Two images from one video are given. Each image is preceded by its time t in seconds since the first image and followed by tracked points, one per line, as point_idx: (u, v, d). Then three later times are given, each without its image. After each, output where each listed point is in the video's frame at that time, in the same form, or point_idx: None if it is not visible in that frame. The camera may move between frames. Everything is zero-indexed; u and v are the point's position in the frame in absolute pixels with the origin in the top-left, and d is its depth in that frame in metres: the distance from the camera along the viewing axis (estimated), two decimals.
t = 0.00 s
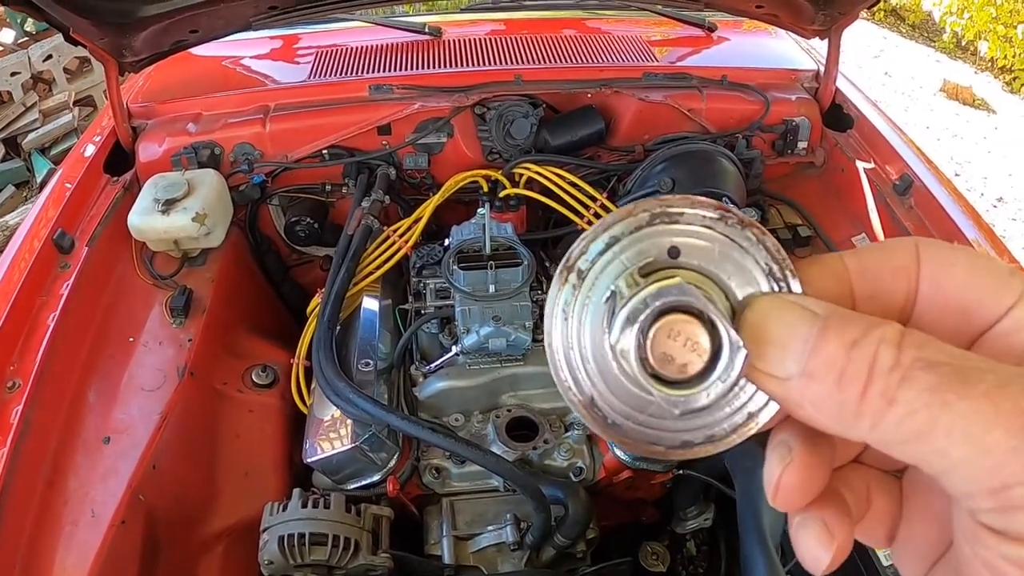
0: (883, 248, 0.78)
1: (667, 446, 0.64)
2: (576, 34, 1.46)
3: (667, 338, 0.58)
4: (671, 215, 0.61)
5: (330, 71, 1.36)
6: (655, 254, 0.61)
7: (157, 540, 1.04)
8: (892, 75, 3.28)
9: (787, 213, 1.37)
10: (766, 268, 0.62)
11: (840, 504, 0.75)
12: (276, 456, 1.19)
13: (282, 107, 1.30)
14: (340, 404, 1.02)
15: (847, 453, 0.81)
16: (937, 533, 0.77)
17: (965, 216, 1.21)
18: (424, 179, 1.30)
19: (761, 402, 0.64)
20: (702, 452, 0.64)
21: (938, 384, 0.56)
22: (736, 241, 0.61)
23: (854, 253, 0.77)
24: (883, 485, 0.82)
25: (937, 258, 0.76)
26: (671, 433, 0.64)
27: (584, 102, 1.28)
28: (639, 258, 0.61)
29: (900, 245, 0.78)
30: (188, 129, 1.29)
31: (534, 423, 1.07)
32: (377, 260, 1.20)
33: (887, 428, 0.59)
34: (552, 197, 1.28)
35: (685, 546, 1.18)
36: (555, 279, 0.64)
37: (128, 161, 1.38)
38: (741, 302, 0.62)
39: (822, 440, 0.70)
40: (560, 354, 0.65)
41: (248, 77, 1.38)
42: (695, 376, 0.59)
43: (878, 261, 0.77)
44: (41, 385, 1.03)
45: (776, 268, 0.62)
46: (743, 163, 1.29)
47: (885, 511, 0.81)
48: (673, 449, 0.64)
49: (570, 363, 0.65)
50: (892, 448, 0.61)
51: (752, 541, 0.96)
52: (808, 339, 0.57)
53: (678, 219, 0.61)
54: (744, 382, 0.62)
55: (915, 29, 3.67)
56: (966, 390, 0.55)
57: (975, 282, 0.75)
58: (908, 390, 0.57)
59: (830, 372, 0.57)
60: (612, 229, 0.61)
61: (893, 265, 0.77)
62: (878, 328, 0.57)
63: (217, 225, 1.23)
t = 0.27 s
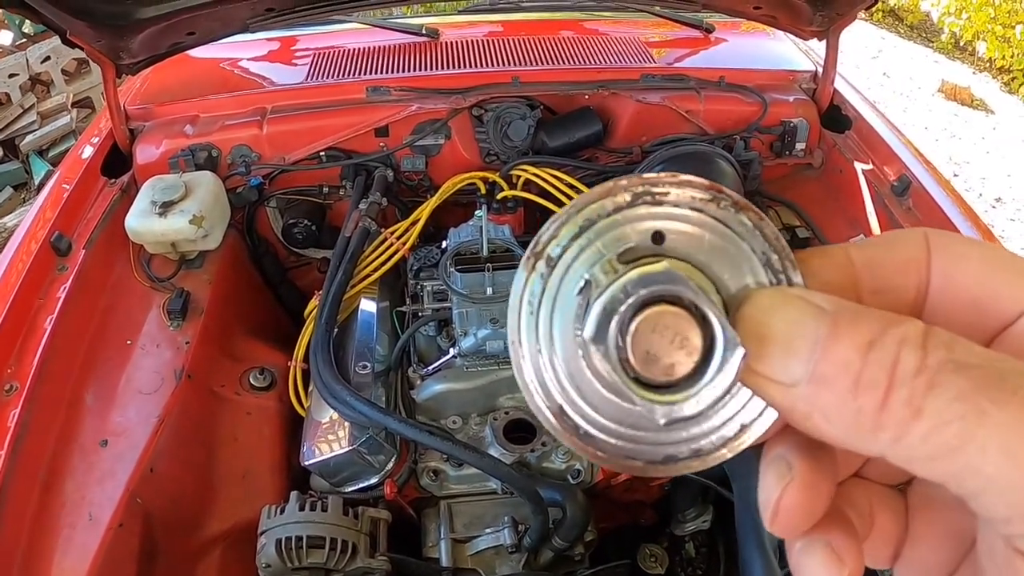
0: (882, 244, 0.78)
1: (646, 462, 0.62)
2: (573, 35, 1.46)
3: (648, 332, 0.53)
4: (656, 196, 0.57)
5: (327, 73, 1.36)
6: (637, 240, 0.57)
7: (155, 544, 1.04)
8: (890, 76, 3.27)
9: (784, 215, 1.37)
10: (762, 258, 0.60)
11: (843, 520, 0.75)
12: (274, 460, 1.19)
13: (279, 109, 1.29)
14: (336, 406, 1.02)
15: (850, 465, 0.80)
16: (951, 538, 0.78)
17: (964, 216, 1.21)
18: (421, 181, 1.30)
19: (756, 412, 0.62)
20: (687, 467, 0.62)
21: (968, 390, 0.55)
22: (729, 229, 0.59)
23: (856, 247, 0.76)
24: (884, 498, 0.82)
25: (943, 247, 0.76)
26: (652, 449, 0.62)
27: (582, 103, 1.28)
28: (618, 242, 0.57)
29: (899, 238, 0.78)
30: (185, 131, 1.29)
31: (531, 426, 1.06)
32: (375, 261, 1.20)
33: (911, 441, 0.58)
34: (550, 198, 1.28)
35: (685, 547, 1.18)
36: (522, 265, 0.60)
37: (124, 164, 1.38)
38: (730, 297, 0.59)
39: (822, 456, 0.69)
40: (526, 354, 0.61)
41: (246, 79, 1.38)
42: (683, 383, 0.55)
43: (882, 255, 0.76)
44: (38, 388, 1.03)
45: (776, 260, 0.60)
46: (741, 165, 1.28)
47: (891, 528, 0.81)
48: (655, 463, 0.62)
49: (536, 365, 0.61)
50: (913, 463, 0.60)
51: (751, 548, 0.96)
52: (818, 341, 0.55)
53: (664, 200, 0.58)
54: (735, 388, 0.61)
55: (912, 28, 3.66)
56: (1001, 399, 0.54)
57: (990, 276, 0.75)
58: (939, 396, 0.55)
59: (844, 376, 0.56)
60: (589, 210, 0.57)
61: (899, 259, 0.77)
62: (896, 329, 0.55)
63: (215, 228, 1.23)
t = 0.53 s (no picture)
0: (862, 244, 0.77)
1: (605, 470, 0.60)
2: (571, 35, 1.46)
3: (597, 327, 0.53)
4: (617, 192, 0.58)
5: (325, 74, 1.36)
6: (596, 237, 0.58)
7: (154, 545, 1.05)
8: (889, 75, 3.27)
9: (784, 214, 1.36)
10: (728, 256, 0.59)
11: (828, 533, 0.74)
12: (272, 462, 1.19)
13: (277, 109, 1.30)
14: (335, 406, 1.02)
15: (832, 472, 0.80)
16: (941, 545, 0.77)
17: (963, 216, 1.21)
18: (420, 181, 1.30)
19: (727, 418, 0.61)
20: (650, 476, 0.60)
21: (957, 397, 0.54)
22: (694, 224, 0.59)
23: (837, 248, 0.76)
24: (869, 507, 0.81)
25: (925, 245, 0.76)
26: (614, 456, 0.59)
27: (580, 103, 1.29)
28: (577, 239, 0.58)
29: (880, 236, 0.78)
30: (183, 132, 1.29)
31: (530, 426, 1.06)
32: (373, 262, 1.21)
33: (897, 447, 0.57)
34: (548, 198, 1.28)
35: (684, 547, 1.18)
36: (483, 263, 0.61)
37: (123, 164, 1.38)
38: (696, 295, 0.58)
39: (796, 470, 0.68)
40: (483, 353, 0.61)
41: (244, 80, 1.38)
42: (634, 380, 0.55)
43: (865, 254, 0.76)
44: (36, 389, 1.03)
45: (743, 259, 0.60)
46: (739, 164, 1.28)
47: (875, 537, 0.80)
48: (617, 471, 0.60)
49: (493, 365, 0.61)
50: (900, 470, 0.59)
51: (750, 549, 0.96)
52: (800, 337, 0.55)
53: (626, 196, 0.58)
54: (701, 391, 0.59)
55: (912, 28, 3.65)
56: (994, 407, 0.53)
57: (981, 274, 0.75)
58: (928, 399, 0.54)
59: (826, 376, 0.55)
60: (547, 209, 0.59)
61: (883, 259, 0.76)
62: (884, 327, 0.54)
63: (213, 228, 1.23)
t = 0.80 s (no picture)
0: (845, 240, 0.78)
1: (578, 472, 0.61)
2: (566, 34, 1.46)
3: (561, 331, 0.53)
4: (585, 187, 0.58)
5: (322, 73, 1.36)
6: (563, 236, 0.57)
7: (151, 547, 1.05)
8: (886, 71, 3.27)
9: (780, 211, 1.36)
10: (701, 252, 0.59)
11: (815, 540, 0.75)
12: (269, 463, 1.19)
13: (273, 109, 1.30)
14: (331, 406, 1.02)
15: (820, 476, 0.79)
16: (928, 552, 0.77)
17: (959, 212, 1.21)
18: (415, 180, 1.30)
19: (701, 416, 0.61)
20: (622, 478, 0.61)
21: (939, 403, 0.53)
22: (666, 218, 0.59)
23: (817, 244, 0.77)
24: (856, 510, 0.82)
25: (909, 238, 0.77)
26: (586, 459, 0.60)
27: (575, 101, 1.29)
28: (544, 237, 0.58)
29: (863, 233, 0.79)
30: (178, 133, 1.29)
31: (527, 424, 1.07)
32: (368, 261, 1.21)
33: (879, 454, 0.57)
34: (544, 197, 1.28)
35: (682, 546, 1.18)
36: (451, 261, 0.61)
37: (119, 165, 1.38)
38: (667, 291, 0.58)
39: (775, 476, 0.69)
40: (453, 355, 0.61)
41: (240, 80, 1.38)
42: (601, 384, 0.55)
43: (846, 252, 0.77)
44: (33, 391, 1.03)
45: (717, 255, 0.59)
46: (735, 161, 1.29)
47: (863, 540, 0.81)
48: (589, 473, 0.61)
49: (462, 366, 0.61)
50: (883, 478, 0.59)
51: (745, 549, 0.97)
52: (778, 339, 0.54)
53: (594, 193, 0.58)
54: (672, 391, 0.59)
55: (908, 24, 3.64)
56: (978, 413, 0.53)
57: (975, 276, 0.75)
58: (905, 406, 0.54)
59: (806, 381, 0.55)
60: (513, 205, 0.59)
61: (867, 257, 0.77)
62: (865, 330, 0.54)
63: (208, 230, 1.23)
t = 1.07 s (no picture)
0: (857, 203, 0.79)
1: (578, 447, 0.60)
2: (561, 30, 1.46)
3: (563, 294, 0.54)
4: (585, 147, 0.58)
5: (316, 71, 1.37)
6: (562, 199, 0.57)
7: (148, 547, 1.05)
8: (881, 67, 3.26)
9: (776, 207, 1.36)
10: (707, 214, 0.59)
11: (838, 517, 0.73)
12: (265, 462, 1.18)
13: (267, 107, 1.30)
14: (326, 405, 1.01)
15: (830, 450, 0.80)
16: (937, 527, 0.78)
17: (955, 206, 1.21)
18: (410, 178, 1.30)
19: (705, 388, 0.61)
20: (624, 451, 0.60)
21: (956, 370, 0.53)
22: (669, 177, 0.59)
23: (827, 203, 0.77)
24: (863, 489, 0.82)
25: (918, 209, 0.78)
26: (587, 432, 0.60)
27: (570, 97, 1.28)
28: (542, 200, 0.58)
29: (875, 198, 0.79)
30: (173, 132, 1.29)
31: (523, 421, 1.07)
32: (363, 260, 1.21)
33: (895, 425, 0.57)
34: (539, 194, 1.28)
35: (679, 541, 1.18)
36: (441, 227, 0.61)
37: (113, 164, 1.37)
38: (671, 256, 0.58)
39: (793, 451, 0.69)
40: (444, 325, 0.61)
41: (234, 78, 1.38)
42: (604, 351, 0.55)
43: (856, 212, 0.78)
44: (28, 391, 1.02)
45: (722, 217, 0.59)
46: (731, 158, 1.28)
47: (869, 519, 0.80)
48: (590, 448, 0.60)
49: (455, 337, 0.61)
50: (897, 450, 0.59)
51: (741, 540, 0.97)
52: (790, 306, 0.53)
53: (595, 152, 0.58)
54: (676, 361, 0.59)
55: (903, 20, 3.63)
56: (997, 381, 0.53)
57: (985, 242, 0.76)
58: (927, 370, 0.54)
59: (819, 350, 0.54)
60: (508, 168, 0.59)
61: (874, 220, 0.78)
62: (880, 297, 0.53)
63: (203, 228, 1.22)
